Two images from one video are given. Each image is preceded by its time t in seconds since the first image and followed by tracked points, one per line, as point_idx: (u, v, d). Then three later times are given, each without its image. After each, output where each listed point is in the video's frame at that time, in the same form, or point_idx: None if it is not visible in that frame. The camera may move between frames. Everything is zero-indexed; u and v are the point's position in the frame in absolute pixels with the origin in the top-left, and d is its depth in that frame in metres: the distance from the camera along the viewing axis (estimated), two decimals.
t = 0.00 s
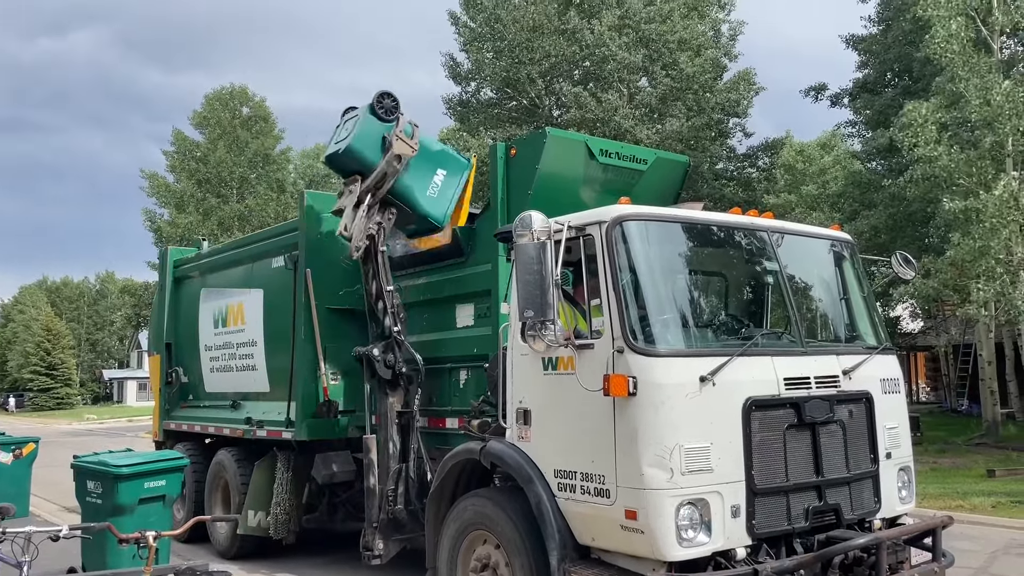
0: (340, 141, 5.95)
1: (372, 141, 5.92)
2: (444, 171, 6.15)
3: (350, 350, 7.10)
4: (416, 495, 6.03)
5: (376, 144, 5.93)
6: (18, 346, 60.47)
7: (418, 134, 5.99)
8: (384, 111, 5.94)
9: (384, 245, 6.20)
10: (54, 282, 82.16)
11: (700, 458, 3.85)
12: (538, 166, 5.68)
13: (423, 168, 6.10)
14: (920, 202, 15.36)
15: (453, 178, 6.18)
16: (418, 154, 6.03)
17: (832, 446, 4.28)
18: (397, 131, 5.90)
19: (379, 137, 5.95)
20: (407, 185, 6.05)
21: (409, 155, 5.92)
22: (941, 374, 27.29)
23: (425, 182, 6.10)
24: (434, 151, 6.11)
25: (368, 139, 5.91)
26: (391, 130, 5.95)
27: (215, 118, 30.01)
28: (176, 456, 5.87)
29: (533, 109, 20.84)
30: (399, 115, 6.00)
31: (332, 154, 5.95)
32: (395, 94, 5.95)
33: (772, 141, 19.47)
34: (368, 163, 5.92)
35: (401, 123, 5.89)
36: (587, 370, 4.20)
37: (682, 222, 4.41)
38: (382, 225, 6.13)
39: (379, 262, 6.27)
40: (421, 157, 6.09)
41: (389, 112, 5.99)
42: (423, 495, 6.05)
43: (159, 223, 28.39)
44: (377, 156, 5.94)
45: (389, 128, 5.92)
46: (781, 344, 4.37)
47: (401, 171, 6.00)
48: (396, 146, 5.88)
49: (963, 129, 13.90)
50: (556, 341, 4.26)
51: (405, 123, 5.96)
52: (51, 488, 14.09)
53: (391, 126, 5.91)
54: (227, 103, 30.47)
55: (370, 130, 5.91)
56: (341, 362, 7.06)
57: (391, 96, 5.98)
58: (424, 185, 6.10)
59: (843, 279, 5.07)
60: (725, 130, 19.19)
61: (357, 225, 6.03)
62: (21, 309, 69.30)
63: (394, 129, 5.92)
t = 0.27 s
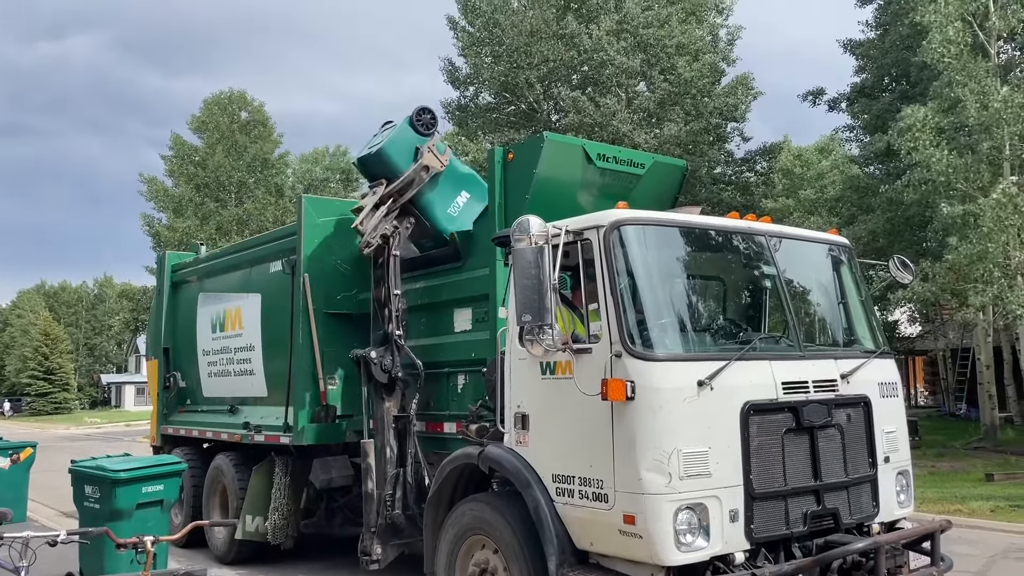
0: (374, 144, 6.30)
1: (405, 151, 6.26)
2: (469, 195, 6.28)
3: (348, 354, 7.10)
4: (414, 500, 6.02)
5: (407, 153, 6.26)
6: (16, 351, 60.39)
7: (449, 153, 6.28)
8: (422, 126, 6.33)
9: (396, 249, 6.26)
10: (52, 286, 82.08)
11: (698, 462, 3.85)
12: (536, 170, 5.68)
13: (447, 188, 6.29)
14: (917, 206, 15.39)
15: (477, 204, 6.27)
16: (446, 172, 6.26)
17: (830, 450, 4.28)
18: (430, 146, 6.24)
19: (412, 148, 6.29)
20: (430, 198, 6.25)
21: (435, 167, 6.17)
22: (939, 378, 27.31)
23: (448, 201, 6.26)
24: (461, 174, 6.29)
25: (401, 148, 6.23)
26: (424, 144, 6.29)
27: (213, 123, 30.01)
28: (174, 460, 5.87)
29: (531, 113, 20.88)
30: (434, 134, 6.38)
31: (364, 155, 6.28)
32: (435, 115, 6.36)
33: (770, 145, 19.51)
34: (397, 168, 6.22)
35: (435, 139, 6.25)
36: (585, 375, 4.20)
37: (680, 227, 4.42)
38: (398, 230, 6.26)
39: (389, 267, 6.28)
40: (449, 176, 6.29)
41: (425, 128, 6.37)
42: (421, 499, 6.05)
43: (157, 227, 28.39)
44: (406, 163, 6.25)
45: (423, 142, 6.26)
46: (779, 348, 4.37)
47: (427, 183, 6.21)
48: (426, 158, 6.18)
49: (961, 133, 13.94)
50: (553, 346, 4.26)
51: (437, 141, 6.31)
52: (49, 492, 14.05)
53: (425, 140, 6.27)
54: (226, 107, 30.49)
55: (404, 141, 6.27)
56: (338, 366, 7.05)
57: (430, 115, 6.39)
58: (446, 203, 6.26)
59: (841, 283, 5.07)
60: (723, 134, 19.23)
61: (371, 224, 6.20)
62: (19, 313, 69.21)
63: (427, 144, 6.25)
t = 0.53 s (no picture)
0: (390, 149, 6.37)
1: (420, 158, 6.33)
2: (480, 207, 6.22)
3: (347, 358, 7.11)
4: (414, 504, 6.02)
5: (421, 162, 6.33)
6: (15, 354, 60.34)
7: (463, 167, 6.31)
8: (439, 136, 6.40)
9: (404, 253, 6.27)
10: (51, 290, 82.06)
11: (698, 466, 3.85)
12: (536, 173, 5.69)
13: (459, 199, 6.28)
14: (916, 209, 15.41)
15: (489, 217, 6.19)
16: (459, 183, 6.27)
17: (830, 453, 4.28)
18: (446, 156, 6.30)
19: (427, 156, 6.36)
20: (441, 207, 6.26)
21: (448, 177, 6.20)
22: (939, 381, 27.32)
23: (459, 211, 6.23)
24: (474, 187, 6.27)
25: (416, 156, 6.31)
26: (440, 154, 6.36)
27: (213, 127, 30.02)
28: (174, 464, 5.85)
29: (531, 117, 20.91)
30: (451, 145, 6.43)
31: (379, 160, 6.35)
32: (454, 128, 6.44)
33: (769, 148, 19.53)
34: (410, 175, 6.29)
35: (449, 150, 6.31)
36: (585, 378, 4.20)
37: (680, 230, 4.42)
38: (406, 235, 6.28)
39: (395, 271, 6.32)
40: (462, 189, 6.28)
41: (442, 138, 6.44)
42: (421, 503, 6.04)
43: (156, 231, 28.39)
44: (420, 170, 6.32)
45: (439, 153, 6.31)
46: (778, 351, 4.37)
47: (438, 192, 6.24)
48: (440, 167, 6.24)
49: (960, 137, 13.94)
50: (554, 349, 4.26)
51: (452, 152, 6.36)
52: (49, 496, 14.03)
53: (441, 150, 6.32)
54: (226, 111, 30.49)
55: (421, 150, 6.36)
56: (338, 370, 7.06)
57: (448, 127, 6.47)
58: (456, 213, 6.23)
59: (841, 286, 5.07)
60: (722, 138, 19.24)
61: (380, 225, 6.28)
62: (18, 317, 69.17)
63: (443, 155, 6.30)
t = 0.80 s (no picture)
0: (393, 153, 6.41)
1: (422, 163, 6.35)
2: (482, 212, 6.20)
3: (348, 362, 7.11)
4: (415, 508, 6.02)
5: (424, 167, 6.35)
6: (16, 358, 60.38)
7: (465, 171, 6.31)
8: (442, 140, 6.41)
9: (405, 257, 6.34)
10: (52, 294, 82.10)
11: (700, 469, 3.85)
12: (537, 177, 5.69)
13: (462, 204, 6.27)
14: (917, 212, 15.42)
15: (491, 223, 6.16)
16: (461, 188, 6.27)
17: (832, 456, 4.28)
18: (447, 160, 6.30)
19: (429, 160, 6.37)
20: (443, 211, 6.25)
21: (449, 182, 6.21)
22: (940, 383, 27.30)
23: (462, 216, 6.21)
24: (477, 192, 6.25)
25: (418, 161, 6.34)
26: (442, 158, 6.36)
27: (214, 130, 30.06)
28: (174, 468, 5.85)
29: (531, 120, 20.94)
30: (453, 149, 6.43)
31: (382, 163, 6.40)
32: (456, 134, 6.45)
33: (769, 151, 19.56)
34: (413, 181, 6.32)
35: (452, 154, 6.30)
36: (586, 381, 4.21)
37: (681, 233, 4.42)
38: (408, 238, 6.35)
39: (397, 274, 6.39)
40: (464, 193, 6.27)
41: (445, 142, 6.44)
42: (422, 506, 6.04)
43: (157, 234, 28.42)
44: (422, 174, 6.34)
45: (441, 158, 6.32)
46: (779, 354, 4.38)
47: (440, 197, 6.24)
48: (442, 171, 6.25)
49: (960, 139, 13.96)
50: (555, 352, 4.25)
51: (455, 157, 6.37)
52: (50, 500, 14.03)
53: (443, 154, 6.34)
54: (226, 114, 30.50)
55: (423, 154, 6.37)
56: (339, 374, 7.05)
57: (451, 131, 6.48)
58: (458, 218, 6.22)
59: (842, 289, 5.08)
60: (723, 140, 19.26)
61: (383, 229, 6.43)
62: (19, 321, 69.20)
63: (445, 160, 6.30)
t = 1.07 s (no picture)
0: (387, 155, 6.41)
1: (418, 165, 6.36)
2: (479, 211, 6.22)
3: (350, 365, 7.11)
4: (418, 511, 6.01)
5: (419, 168, 6.36)
6: (19, 362, 60.50)
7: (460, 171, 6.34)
8: (436, 140, 6.43)
9: (404, 259, 6.29)
10: (55, 298, 82.23)
11: (702, 472, 3.85)
12: (537, 180, 5.70)
13: (458, 203, 6.30)
14: (920, 214, 15.43)
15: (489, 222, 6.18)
16: (457, 188, 6.29)
17: (835, 459, 4.27)
18: (442, 160, 6.33)
19: (424, 160, 6.38)
20: (441, 212, 6.28)
21: (446, 183, 6.24)
22: (943, 385, 27.28)
23: (459, 217, 6.24)
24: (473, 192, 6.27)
25: (413, 163, 6.35)
26: (437, 158, 6.37)
27: (216, 134, 30.12)
28: (177, 472, 5.86)
29: (533, 123, 20.96)
30: (448, 149, 6.45)
31: (377, 166, 6.42)
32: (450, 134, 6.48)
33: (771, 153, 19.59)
34: (409, 183, 6.33)
35: (447, 154, 6.33)
36: (587, 384, 4.20)
37: (682, 235, 4.42)
38: (406, 240, 6.30)
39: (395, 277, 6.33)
40: (461, 194, 6.29)
41: (440, 143, 6.46)
42: (425, 510, 6.04)
43: (160, 238, 28.47)
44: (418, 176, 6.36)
45: (436, 159, 6.34)
46: (782, 356, 4.37)
47: (437, 197, 6.27)
48: (438, 172, 6.27)
49: (962, 140, 13.95)
50: (556, 355, 4.25)
51: (450, 157, 6.40)
52: (53, 504, 14.03)
53: (438, 154, 6.36)
54: (229, 118, 30.56)
55: (417, 156, 6.37)
56: (341, 377, 7.05)
57: (445, 131, 6.49)
58: (456, 219, 6.25)
59: (844, 291, 5.07)
60: (724, 142, 19.26)
61: (379, 231, 6.28)
62: (22, 325, 69.31)
63: (440, 161, 6.32)
